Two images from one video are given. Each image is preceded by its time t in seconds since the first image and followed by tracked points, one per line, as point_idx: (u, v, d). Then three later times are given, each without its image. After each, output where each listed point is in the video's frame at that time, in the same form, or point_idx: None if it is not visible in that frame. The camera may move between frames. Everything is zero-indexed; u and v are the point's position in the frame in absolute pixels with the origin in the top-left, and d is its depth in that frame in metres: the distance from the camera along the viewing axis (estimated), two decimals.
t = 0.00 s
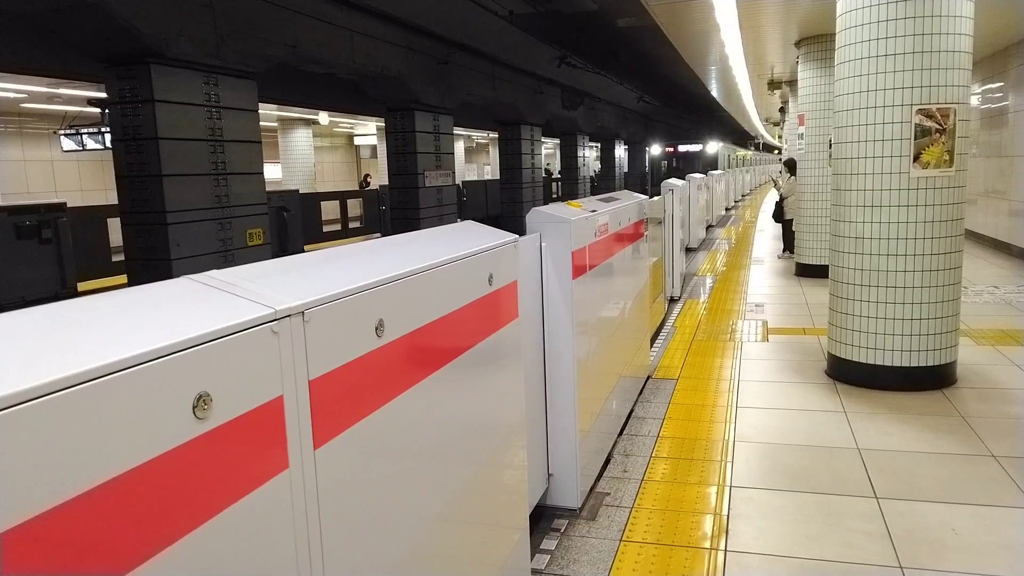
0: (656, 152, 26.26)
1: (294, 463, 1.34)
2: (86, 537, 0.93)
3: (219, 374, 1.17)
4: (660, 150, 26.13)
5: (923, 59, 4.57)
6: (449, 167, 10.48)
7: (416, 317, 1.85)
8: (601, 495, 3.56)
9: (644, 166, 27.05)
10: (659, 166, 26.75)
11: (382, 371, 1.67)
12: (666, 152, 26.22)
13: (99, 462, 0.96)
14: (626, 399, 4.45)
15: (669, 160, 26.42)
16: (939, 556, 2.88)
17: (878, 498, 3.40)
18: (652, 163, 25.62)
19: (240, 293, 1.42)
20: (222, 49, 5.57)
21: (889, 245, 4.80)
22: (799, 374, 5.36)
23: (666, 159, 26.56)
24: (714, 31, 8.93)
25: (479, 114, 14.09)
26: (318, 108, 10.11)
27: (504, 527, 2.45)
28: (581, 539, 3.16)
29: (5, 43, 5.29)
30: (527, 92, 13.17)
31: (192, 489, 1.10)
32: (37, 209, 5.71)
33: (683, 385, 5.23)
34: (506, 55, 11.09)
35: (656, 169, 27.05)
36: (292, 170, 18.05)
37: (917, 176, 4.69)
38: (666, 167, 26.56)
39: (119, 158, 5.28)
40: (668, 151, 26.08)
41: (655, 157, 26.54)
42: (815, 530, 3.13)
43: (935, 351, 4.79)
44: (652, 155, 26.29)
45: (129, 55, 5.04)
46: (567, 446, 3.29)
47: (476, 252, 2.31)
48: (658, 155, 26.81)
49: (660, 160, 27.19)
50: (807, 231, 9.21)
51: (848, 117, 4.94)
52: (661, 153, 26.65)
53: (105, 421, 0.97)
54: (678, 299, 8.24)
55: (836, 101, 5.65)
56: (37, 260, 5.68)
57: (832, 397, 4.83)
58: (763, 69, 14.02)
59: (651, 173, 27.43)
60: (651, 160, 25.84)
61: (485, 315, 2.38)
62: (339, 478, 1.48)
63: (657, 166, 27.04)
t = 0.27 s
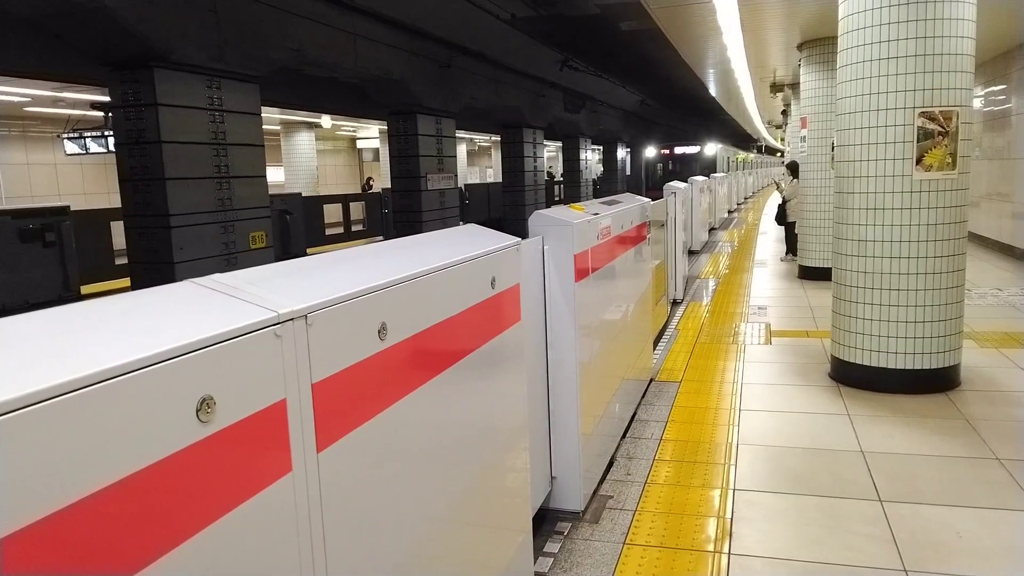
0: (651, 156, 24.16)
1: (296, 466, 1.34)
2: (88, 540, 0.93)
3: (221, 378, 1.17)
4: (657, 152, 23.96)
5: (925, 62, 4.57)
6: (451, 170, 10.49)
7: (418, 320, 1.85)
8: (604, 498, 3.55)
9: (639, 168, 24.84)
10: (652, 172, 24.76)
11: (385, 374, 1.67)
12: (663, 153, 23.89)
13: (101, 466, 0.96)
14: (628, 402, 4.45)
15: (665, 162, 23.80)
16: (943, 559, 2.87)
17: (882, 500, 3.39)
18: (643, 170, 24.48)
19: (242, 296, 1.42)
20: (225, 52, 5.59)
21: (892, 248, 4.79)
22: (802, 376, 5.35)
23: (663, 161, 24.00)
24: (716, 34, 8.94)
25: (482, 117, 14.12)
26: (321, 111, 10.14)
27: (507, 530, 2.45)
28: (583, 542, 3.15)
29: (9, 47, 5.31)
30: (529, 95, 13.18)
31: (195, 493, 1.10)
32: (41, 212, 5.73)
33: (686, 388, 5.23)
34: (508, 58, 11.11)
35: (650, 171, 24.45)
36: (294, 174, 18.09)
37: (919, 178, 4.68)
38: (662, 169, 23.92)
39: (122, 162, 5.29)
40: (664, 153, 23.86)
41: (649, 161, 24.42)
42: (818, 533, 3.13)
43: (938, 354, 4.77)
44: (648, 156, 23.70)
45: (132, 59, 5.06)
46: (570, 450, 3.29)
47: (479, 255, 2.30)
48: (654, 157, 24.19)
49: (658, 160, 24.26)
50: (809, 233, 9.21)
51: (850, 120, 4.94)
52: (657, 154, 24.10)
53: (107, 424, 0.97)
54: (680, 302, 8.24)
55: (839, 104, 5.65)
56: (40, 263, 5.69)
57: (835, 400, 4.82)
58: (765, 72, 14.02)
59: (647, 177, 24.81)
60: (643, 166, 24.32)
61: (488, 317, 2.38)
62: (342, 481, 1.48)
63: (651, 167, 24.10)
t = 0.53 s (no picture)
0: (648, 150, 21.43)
1: (296, 466, 1.34)
2: (89, 539, 0.93)
3: (222, 378, 1.17)
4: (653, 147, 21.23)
5: (926, 61, 4.56)
6: (452, 169, 10.50)
7: (419, 320, 1.85)
8: (604, 498, 3.55)
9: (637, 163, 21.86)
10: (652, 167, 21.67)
11: (384, 373, 1.67)
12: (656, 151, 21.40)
13: (101, 466, 0.96)
14: (629, 401, 4.45)
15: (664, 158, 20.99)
16: (944, 558, 2.86)
17: (883, 500, 3.38)
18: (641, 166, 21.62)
19: (242, 296, 1.42)
20: (226, 51, 5.60)
21: (893, 247, 4.79)
22: (803, 376, 5.35)
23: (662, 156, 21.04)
24: (717, 33, 8.93)
25: (483, 117, 14.12)
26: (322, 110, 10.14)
27: (508, 529, 2.45)
28: (584, 541, 3.15)
29: (10, 47, 5.32)
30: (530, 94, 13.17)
31: (195, 493, 1.10)
32: (42, 211, 5.73)
33: (686, 387, 5.22)
34: (509, 57, 11.11)
35: (648, 169, 21.51)
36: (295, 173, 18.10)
37: (920, 178, 4.68)
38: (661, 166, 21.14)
39: (123, 161, 5.30)
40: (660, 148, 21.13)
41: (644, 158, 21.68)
42: (819, 532, 3.13)
43: (939, 354, 4.77)
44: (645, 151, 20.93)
45: (133, 58, 5.06)
46: (570, 449, 3.29)
47: (479, 254, 2.30)
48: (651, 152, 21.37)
49: (652, 160, 21.54)
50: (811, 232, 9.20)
51: (851, 119, 4.94)
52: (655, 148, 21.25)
53: (106, 424, 0.97)
54: (681, 302, 8.23)
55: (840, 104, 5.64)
56: (42, 263, 5.70)
57: (836, 399, 4.82)
58: (766, 71, 13.99)
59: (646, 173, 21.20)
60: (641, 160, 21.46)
61: (488, 317, 2.38)
62: (342, 481, 1.48)
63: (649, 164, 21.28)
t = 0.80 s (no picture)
0: (643, 150, 18.43)
1: (296, 469, 1.34)
2: (89, 541, 0.93)
3: (221, 380, 1.17)
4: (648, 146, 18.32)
5: (924, 63, 4.57)
6: (452, 172, 10.50)
7: (418, 322, 1.85)
8: (604, 501, 3.55)
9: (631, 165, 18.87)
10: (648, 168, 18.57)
11: (383, 376, 1.67)
12: (651, 152, 18.49)
13: (101, 468, 0.96)
14: (629, 404, 4.44)
15: (657, 160, 18.31)
16: (944, 560, 2.86)
17: (882, 502, 3.38)
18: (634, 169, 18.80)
19: (241, 298, 1.42)
20: (226, 54, 5.60)
21: (892, 249, 4.79)
22: (803, 378, 5.35)
23: (654, 157, 18.29)
24: (716, 35, 8.95)
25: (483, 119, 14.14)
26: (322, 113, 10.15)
27: (508, 532, 2.45)
28: (583, 544, 3.15)
29: (10, 50, 5.32)
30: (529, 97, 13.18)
31: (194, 496, 1.10)
32: (42, 214, 5.73)
33: (686, 390, 5.22)
34: (509, 60, 11.13)
35: (641, 172, 18.56)
36: (295, 175, 18.12)
37: (919, 180, 4.68)
38: (654, 171, 18.44)
39: (123, 164, 5.30)
40: (653, 151, 18.44)
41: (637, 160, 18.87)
42: (819, 535, 3.12)
43: (939, 356, 4.77)
44: (636, 153, 18.53)
45: (133, 61, 5.07)
46: (570, 452, 3.29)
47: (478, 257, 2.30)
48: (644, 154, 18.47)
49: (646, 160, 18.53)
50: (810, 235, 9.21)
51: (850, 121, 4.94)
52: (648, 149, 18.45)
53: (106, 425, 0.97)
54: (681, 304, 8.24)
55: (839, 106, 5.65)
56: (41, 265, 5.69)
57: (836, 402, 4.82)
58: (766, 73, 14.02)
59: (637, 176, 18.96)
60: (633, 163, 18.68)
61: (487, 319, 2.38)
62: (341, 484, 1.48)
63: (641, 167, 18.58)
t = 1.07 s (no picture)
0: (635, 148, 17.75)
1: (295, 466, 1.34)
2: (88, 539, 0.94)
3: (221, 378, 1.17)
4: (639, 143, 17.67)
5: (926, 60, 4.56)
6: (452, 169, 10.50)
7: (418, 320, 1.85)
8: (604, 498, 3.55)
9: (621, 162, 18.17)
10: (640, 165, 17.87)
11: (383, 374, 1.67)
12: (642, 149, 17.84)
13: (100, 467, 0.96)
14: (629, 402, 4.45)
15: (650, 157, 17.61)
16: (943, 558, 2.87)
17: (882, 500, 3.39)
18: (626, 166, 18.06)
19: (241, 296, 1.42)
20: (226, 51, 5.59)
21: (892, 247, 4.79)
22: (803, 376, 5.35)
23: (648, 154, 17.61)
24: (717, 33, 8.92)
25: (483, 117, 14.13)
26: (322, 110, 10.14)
27: (507, 529, 2.45)
28: (583, 542, 3.15)
29: (10, 47, 5.31)
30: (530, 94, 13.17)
31: (193, 493, 1.10)
32: (42, 211, 5.71)
33: (686, 387, 5.22)
34: (510, 57, 11.12)
35: (633, 169, 17.86)
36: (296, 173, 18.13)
37: (920, 178, 4.68)
38: (646, 169, 17.74)
39: (123, 161, 5.30)
40: (644, 149, 17.77)
41: (628, 158, 18.13)
42: (818, 533, 3.13)
43: (939, 354, 4.77)
44: (629, 149, 17.76)
45: (133, 58, 5.06)
46: (570, 449, 3.29)
47: (478, 255, 2.30)
48: (636, 151, 17.80)
49: (637, 158, 17.76)
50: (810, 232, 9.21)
51: (850, 119, 4.93)
52: (640, 146, 17.79)
53: (106, 423, 0.97)
54: (681, 301, 8.23)
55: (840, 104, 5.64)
56: (40, 263, 5.69)
57: (836, 399, 4.82)
58: (767, 71, 14.00)
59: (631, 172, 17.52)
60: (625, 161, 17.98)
61: (487, 317, 2.37)
62: (340, 482, 1.48)
63: (633, 164, 17.87)
